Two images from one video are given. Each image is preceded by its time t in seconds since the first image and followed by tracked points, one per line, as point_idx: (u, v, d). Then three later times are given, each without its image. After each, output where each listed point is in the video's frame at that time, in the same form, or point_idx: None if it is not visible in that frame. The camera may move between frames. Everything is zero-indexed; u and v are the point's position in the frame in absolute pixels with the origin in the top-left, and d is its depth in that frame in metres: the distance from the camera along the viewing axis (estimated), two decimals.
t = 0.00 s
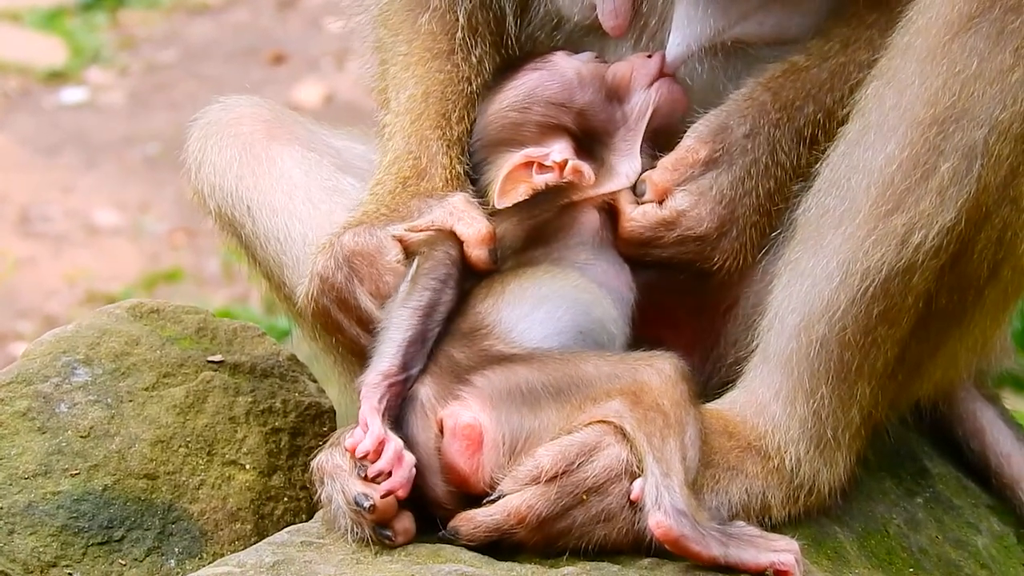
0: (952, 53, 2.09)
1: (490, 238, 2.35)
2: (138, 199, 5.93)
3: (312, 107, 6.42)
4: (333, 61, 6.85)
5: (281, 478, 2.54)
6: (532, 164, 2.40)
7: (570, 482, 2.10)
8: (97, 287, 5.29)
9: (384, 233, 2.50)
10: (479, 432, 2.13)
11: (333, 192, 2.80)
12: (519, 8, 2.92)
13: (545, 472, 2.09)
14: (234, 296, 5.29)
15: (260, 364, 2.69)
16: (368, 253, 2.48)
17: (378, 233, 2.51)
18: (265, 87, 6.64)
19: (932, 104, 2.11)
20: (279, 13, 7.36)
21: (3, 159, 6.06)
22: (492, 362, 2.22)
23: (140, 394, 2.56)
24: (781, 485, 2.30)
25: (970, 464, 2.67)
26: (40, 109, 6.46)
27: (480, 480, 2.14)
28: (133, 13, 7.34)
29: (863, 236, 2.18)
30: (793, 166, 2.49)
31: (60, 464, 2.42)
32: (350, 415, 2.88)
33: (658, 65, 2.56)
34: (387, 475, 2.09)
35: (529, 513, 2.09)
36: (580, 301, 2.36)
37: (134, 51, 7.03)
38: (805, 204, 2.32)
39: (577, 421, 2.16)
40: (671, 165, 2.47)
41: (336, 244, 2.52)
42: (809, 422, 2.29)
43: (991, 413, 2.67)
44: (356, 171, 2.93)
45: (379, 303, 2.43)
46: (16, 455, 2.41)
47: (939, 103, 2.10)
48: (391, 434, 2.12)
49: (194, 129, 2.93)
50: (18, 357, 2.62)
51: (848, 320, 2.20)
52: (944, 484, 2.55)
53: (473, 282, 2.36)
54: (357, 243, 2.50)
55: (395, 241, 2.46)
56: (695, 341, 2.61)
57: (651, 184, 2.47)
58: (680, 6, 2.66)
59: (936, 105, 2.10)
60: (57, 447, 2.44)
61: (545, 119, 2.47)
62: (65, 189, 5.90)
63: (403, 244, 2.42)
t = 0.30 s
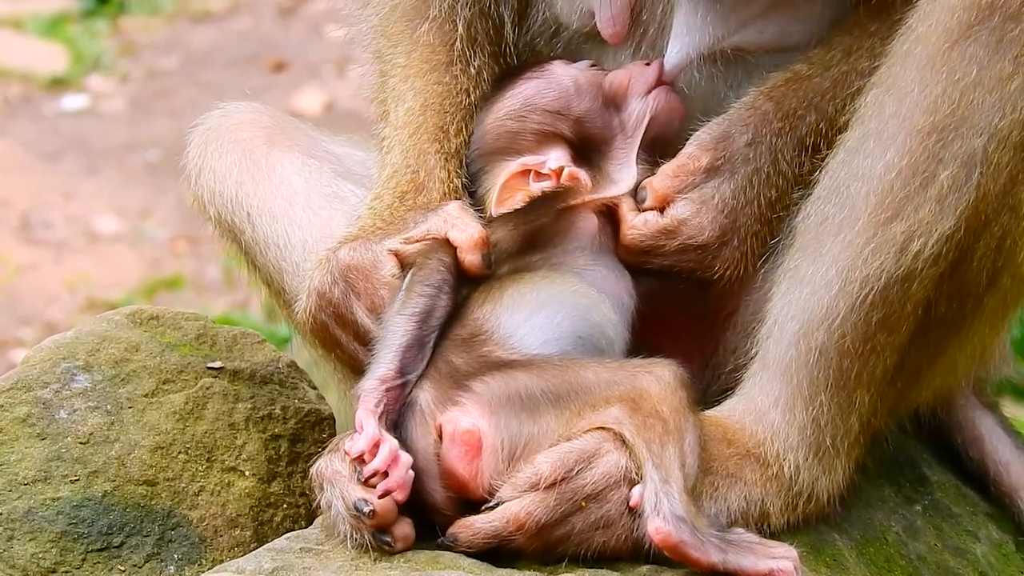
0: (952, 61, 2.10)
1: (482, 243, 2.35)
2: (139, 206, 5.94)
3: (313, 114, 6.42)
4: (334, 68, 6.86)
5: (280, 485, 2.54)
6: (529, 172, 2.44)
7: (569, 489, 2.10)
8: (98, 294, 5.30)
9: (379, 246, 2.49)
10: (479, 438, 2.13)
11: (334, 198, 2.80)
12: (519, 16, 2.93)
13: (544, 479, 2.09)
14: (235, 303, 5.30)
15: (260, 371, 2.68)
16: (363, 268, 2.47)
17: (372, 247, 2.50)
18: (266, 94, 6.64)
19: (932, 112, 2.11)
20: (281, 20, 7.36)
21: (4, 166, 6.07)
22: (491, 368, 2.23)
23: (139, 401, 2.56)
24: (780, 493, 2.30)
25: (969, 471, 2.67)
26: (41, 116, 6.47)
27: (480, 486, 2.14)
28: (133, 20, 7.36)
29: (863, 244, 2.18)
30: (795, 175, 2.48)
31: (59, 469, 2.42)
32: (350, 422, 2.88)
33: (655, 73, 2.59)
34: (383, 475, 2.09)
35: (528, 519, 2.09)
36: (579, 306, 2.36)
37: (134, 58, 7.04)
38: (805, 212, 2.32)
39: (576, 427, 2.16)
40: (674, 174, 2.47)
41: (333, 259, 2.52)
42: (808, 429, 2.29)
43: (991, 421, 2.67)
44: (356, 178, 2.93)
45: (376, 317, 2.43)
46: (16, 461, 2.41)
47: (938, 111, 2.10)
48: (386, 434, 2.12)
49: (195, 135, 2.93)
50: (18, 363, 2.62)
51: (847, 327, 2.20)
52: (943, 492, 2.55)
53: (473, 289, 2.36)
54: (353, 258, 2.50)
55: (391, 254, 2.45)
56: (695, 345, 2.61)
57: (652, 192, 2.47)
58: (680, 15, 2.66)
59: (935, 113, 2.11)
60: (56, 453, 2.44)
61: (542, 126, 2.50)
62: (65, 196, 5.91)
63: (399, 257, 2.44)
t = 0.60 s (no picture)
0: (955, 65, 2.10)
1: (481, 245, 2.36)
2: (140, 213, 5.95)
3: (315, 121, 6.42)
4: (336, 76, 6.86)
5: (282, 487, 2.54)
6: (529, 175, 2.44)
7: (571, 491, 2.10)
8: (99, 300, 5.30)
9: (379, 253, 2.49)
10: (480, 439, 2.13)
11: (336, 200, 2.81)
12: (521, 20, 2.93)
13: (545, 480, 2.09)
14: (236, 310, 5.29)
15: (262, 373, 2.70)
16: (363, 275, 2.48)
17: (372, 254, 2.50)
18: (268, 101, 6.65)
19: (935, 116, 2.12)
20: (282, 28, 7.38)
21: (7, 173, 6.09)
22: (494, 368, 2.23)
23: (141, 402, 2.57)
24: (782, 495, 2.30)
25: (970, 476, 2.67)
26: (44, 123, 6.49)
27: (481, 487, 2.14)
28: (136, 28, 7.38)
29: (865, 247, 2.19)
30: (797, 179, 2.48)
31: (61, 470, 2.42)
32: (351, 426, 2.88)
33: (656, 77, 2.59)
34: (381, 471, 2.08)
35: (529, 521, 2.09)
36: (580, 308, 2.36)
37: (137, 65, 7.06)
38: (807, 215, 2.33)
39: (578, 429, 2.17)
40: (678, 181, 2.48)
41: (335, 268, 2.53)
42: (809, 432, 2.29)
43: (992, 425, 2.67)
44: (359, 179, 2.94)
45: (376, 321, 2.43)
46: (17, 462, 2.41)
47: (941, 114, 2.11)
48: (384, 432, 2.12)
49: (197, 137, 2.94)
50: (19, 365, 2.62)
51: (849, 330, 2.20)
52: (945, 496, 2.55)
53: (478, 290, 2.37)
54: (353, 265, 2.50)
55: (390, 261, 2.45)
56: (698, 348, 2.61)
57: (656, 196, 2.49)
58: (681, 19, 2.66)
59: (938, 117, 2.11)
60: (58, 454, 2.44)
61: (542, 130, 2.51)
62: (67, 203, 5.92)
63: (399, 263, 2.43)
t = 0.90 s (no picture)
0: (974, 63, 2.10)
1: (492, 247, 2.34)
2: (155, 217, 5.97)
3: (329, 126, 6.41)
4: (350, 80, 6.86)
5: (301, 486, 2.55)
6: (540, 175, 2.48)
7: (590, 488, 2.10)
8: (114, 304, 5.32)
9: (391, 259, 2.49)
10: (499, 435, 2.13)
11: (355, 200, 2.82)
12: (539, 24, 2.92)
13: (565, 478, 2.09)
14: (250, 314, 5.29)
15: (281, 372, 2.71)
16: (375, 282, 2.48)
17: (385, 261, 2.50)
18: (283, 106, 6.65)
19: (954, 114, 2.12)
20: (296, 33, 7.39)
21: (22, 178, 6.12)
22: (513, 365, 2.23)
23: (160, 401, 2.57)
24: (801, 493, 2.30)
25: (990, 476, 2.67)
26: (58, 129, 6.52)
27: (501, 483, 2.14)
28: (151, 32, 7.41)
29: (885, 245, 2.19)
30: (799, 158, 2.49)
31: (81, 469, 2.43)
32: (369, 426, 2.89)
33: (670, 76, 2.58)
34: (393, 461, 2.10)
35: (549, 518, 2.09)
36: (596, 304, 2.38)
37: (151, 69, 7.09)
38: (826, 214, 2.33)
39: (597, 427, 2.17)
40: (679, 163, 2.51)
41: (349, 274, 2.55)
42: (829, 430, 2.29)
43: (1012, 425, 2.67)
44: (378, 177, 2.94)
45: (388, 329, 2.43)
46: (37, 460, 2.42)
47: (961, 113, 2.11)
48: (395, 423, 2.14)
49: (216, 137, 2.95)
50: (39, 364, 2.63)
51: (868, 328, 2.20)
52: (963, 495, 2.55)
53: (491, 291, 2.35)
54: (365, 271, 2.51)
55: (402, 267, 2.45)
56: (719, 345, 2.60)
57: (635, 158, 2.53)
58: (697, 19, 2.65)
59: (958, 115, 2.11)
60: (78, 453, 2.45)
61: (555, 130, 2.53)
62: (82, 207, 5.95)
63: (411, 269, 2.43)
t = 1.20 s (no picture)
0: (982, 57, 2.10)
1: (500, 244, 2.37)
2: (166, 213, 5.98)
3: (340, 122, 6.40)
4: (362, 75, 6.86)
5: (311, 481, 2.56)
6: (549, 171, 2.49)
7: (600, 483, 2.09)
8: (125, 299, 5.33)
9: (402, 258, 2.50)
10: (510, 428, 2.13)
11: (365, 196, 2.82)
12: (546, 19, 2.91)
13: (574, 474, 2.09)
14: (262, 310, 5.29)
15: (291, 367, 2.70)
16: (385, 280, 2.49)
17: (395, 260, 2.50)
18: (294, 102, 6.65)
19: (962, 108, 2.11)
20: (307, 30, 7.39)
21: (34, 173, 6.14)
22: (524, 359, 2.24)
23: (171, 397, 2.58)
24: (810, 488, 2.30)
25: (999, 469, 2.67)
26: (70, 124, 6.54)
27: (511, 477, 2.15)
28: (162, 28, 7.43)
29: (893, 239, 2.18)
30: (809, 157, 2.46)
31: (91, 465, 2.44)
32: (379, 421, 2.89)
33: (679, 73, 2.59)
34: (395, 449, 2.12)
35: (558, 514, 2.08)
36: (607, 300, 2.39)
37: (162, 64, 7.10)
38: (835, 208, 2.33)
39: (608, 421, 2.16)
40: (693, 165, 2.41)
41: (356, 273, 2.55)
42: (838, 424, 2.28)
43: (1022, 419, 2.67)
44: (388, 173, 2.95)
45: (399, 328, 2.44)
46: (47, 456, 2.42)
47: (969, 107, 2.10)
48: (397, 412, 2.18)
49: (226, 133, 2.96)
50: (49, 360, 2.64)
51: (877, 322, 2.20)
52: (972, 488, 2.54)
53: (501, 286, 2.37)
54: (375, 269, 2.52)
55: (413, 266, 2.46)
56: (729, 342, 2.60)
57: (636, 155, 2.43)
58: (704, 16, 2.65)
59: (966, 109, 2.10)
60: (87, 449, 2.46)
61: (566, 126, 2.54)
62: (94, 203, 5.97)
63: (420, 267, 2.44)
